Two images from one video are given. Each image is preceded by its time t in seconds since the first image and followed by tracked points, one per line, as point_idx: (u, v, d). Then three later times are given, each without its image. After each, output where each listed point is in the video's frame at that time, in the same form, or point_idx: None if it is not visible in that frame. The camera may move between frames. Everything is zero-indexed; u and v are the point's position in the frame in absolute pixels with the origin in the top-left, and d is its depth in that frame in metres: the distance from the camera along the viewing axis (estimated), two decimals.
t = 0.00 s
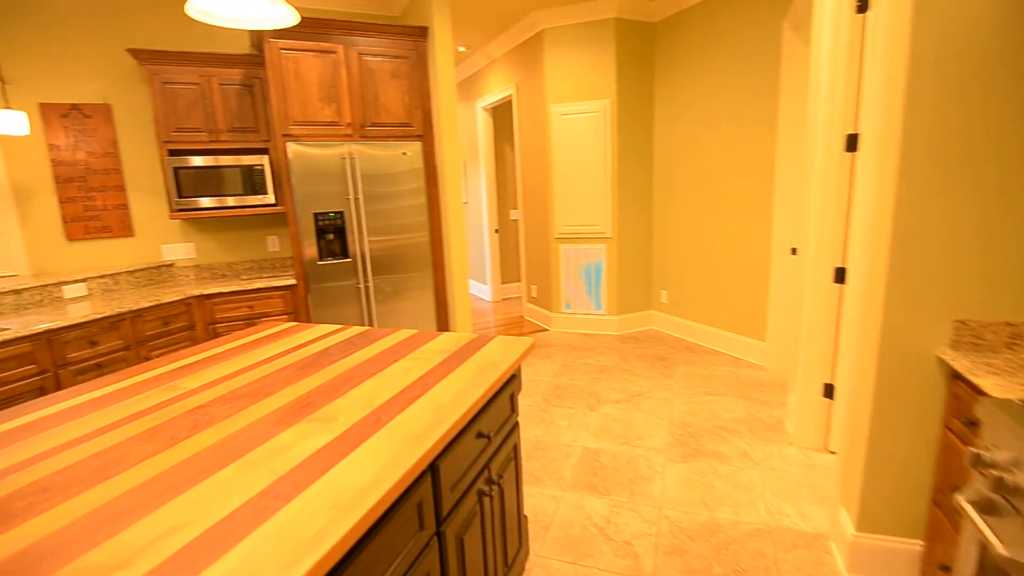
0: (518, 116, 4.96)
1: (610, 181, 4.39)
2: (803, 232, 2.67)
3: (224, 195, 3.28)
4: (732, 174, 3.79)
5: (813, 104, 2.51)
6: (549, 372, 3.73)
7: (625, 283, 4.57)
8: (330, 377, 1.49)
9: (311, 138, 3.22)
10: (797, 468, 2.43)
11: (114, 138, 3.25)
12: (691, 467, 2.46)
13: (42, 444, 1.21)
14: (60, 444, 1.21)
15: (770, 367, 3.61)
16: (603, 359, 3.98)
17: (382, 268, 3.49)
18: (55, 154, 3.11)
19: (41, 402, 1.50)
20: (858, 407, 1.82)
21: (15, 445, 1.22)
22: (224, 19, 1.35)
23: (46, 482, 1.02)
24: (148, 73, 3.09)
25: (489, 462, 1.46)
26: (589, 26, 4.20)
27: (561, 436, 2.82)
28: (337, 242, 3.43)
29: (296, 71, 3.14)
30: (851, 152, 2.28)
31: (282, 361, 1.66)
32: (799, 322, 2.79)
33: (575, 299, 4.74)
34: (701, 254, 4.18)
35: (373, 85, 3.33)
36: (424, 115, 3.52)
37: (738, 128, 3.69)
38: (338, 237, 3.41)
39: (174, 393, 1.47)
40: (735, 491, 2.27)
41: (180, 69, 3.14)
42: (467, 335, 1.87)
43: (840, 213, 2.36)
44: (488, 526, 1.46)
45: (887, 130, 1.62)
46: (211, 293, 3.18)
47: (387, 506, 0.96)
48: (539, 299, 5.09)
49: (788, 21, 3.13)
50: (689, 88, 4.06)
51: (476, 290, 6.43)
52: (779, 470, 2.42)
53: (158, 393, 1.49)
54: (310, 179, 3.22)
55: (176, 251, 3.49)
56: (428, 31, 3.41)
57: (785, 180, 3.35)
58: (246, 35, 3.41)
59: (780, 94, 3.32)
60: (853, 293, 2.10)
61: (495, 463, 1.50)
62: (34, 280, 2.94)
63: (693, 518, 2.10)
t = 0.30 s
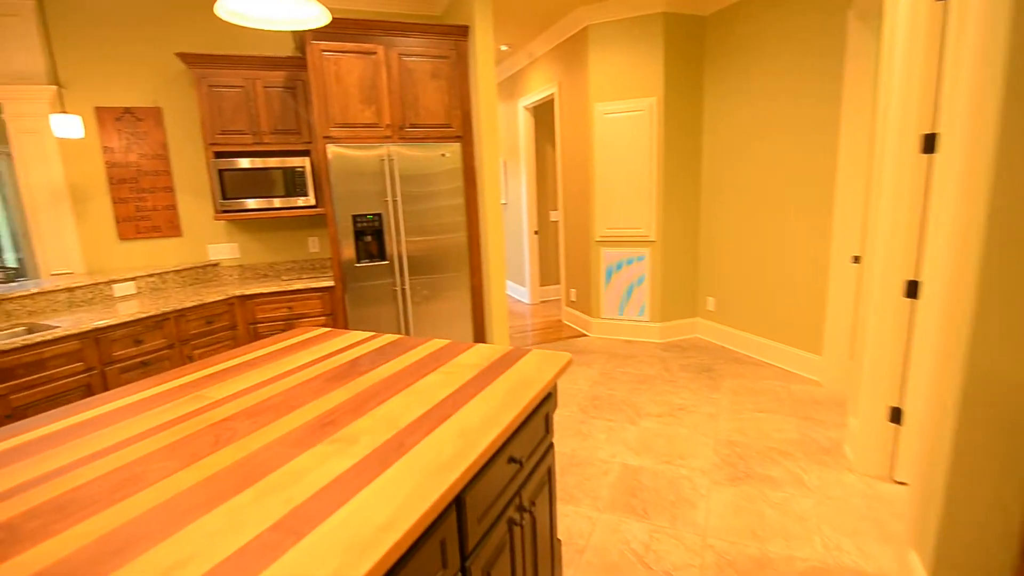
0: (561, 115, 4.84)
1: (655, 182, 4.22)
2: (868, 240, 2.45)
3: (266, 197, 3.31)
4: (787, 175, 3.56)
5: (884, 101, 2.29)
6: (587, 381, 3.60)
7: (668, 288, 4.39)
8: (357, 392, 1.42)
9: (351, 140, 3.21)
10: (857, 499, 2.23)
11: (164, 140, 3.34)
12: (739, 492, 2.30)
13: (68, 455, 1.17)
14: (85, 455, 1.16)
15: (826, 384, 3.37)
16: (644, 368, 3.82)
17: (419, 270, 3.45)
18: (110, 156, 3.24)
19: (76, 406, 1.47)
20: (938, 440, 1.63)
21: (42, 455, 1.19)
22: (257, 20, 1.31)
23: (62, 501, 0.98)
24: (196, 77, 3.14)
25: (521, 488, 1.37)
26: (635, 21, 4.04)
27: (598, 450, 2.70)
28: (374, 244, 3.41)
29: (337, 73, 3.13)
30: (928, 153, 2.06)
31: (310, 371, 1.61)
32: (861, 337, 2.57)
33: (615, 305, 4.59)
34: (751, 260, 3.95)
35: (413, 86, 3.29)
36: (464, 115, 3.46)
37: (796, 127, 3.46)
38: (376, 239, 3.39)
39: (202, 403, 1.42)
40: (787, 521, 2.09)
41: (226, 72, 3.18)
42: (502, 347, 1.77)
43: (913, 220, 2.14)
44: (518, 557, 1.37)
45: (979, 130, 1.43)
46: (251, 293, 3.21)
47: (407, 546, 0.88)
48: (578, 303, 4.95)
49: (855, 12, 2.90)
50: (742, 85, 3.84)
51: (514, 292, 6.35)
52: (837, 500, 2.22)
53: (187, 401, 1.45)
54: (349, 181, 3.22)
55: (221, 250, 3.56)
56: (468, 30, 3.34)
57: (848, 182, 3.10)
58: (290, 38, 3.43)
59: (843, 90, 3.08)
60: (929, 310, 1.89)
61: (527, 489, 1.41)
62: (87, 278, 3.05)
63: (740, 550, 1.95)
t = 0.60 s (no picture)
0: (602, 114, 4.70)
1: (701, 183, 4.03)
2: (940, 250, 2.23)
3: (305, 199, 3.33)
4: (847, 176, 3.31)
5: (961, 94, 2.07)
6: (626, 391, 3.46)
7: (713, 294, 4.19)
8: (380, 407, 1.36)
9: (388, 142, 3.19)
10: (924, 534, 2.03)
11: (209, 143, 3.41)
12: (788, 520, 2.13)
13: (90, 466, 1.15)
14: (106, 467, 1.14)
15: (888, 402, 3.12)
16: (686, 378, 3.64)
17: (454, 274, 3.40)
18: (159, 159, 3.34)
19: (108, 412, 1.47)
20: None
21: (66, 464, 1.17)
22: (284, 21, 1.27)
23: (74, 518, 0.95)
24: (240, 81, 3.19)
25: (550, 516, 1.27)
26: (682, 15, 3.86)
27: (635, 467, 2.57)
28: (410, 246, 3.38)
29: (375, 75, 3.11)
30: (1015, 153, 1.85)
31: (336, 381, 1.56)
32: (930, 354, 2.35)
33: (656, 310, 4.42)
34: (805, 265, 3.71)
35: (451, 86, 3.25)
36: (502, 116, 3.38)
37: (857, 124, 3.21)
38: (412, 241, 3.36)
39: (227, 413, 1.39)
40: (843, 556, 1.92)
41: (268, 76, 3.22)
42: (534, 359, 1.68)
43: (995, 227, 1.92)
44: None
45: None
46: (290, 294, 3.23)
47: None
48: (618, 308, 4.80)
49: None
50: (798, 80, 3.61)
51: (553, 294, 6.24)
52: (901, 535, 2.02)
53: (212, 411, 1.43)
54: (385, 182, 3.20)
55: (262, 251, 3.62)
56: (507, 28, 3.26)
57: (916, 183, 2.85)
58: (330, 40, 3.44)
59: (912, 83, 2.83)
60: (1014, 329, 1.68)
61: (557, 516, 1.31)
62: (136, 278, 3.15)
63: None
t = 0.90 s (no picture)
0: (650, 111, 4.52)
1: (755, 183, 3.80)
2: None
3: (347, 199, 3.33)
4: (921, 175, 3.03)
5: None
6: (670, 401, 3.30)
7: (767, 301, 3.95)
8: (409, 420, 1.29)
9: (429, 141, 3.15)
10: None
11: (256, 144, 3.47)
12: (850, 553, 1.95)
13: (117, 472, 1.13)
14: (132, 474, 1.12)
15: (965, 424, 2.83)
16: (735, 390, 3.44)
17: (494, 276, 3.33)
18: (209, 160, 3.42)
19: (143, 412, 1.46)
20: None
21: (95, 468, 1.16)
22: (317, 17, 1.22)
23: (93, 530, 0.92)
24: (286, 82, 3.22)
25: (587, 546, 1.18)
26: (739, 5, 3.65)
27: (680, 485, 2.42)
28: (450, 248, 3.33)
29: (417, 73, 3.08)
30: None
31: (367, 390, 1.50)
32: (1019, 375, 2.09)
33: (704, 316, 4.22)
34: (870, 272, 3.43)
35: (493, 84, 3.17)
36: (545, 114, 3.29)
37: (934, 118, 2.94)
38: (451, 242, 3.31)
39: (256, 420, 1.36)
40: None
41: (313, 77, 3.24)
42: (573, 371, 1.57)
43: None
44: None
45: None
46: (331, 294, 3.24)
47: None
48: (663, 312, 4.61)
49: None
50: (867, 71, 3.34)
51: (595, 296, 6.09)
52: None
53: (243, 416, 1.39)
54: (426, 182, 3.16)
55: (306, 250, 3.66)
56: (552, 22, 3.16)
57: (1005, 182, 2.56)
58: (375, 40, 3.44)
59: (1002, 72, 2.55)
60: None
61: (595, 547, 1.21)
62: (186, 275, 3.23)
63: None
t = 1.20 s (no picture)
0: (700, 106, 4.32)
1: (814, 182, 3.55)
2: None
3: (386, 198, 3.31)
4: (1007, 172, 2.73)
5: None
6: (716, 413, 3.12)
7: (824, 308, 3.69)
8: (434, 435, 1.21)
9: (468, 139, 3.09)
10: None
11: (299, 142, 3.50)
12: None
13: (136, 479, 1.10)
14: (149, 482, 1.08)
15: None
16: (788, 403, 3.22)
17: (531, 277, 3.24)
18: (254, 158, 3.48)
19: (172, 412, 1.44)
20: None
21: (115, 472, 1.13)
22: (346, 7, 1.23)
23: (100, 544, 0.89)
24: (328, 80, 3.23)
25: None
26: None
27: (725, 506, 2.26)
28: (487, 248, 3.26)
29: (457, 69, 3.01)
30: None
31: (395, 398, 1.44)
32: None
33: (754, 323, 3.98)
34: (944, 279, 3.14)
35: (535, 79, 3.07)
36: (589, 109, 3.16)
37: None
38: (489, 242, 3.24)
39: (279, 427, 1.31)
40: None
41: (355, 75, 3.23)
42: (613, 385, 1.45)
43: None
44: None
45: None
46: (368, 293, 3.22)
47: None
48: (710, 318, 4.39)
49: None
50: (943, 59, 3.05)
51: (638, 299, 5.89)
52: None
53: (267, 421, 1.35)
54: (464, 181, 3.10)
55: (346, 249, 3.67)
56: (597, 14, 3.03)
57: None
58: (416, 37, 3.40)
59: None
60: None
61: None
62: (231, 272, 3.29)
63: None
